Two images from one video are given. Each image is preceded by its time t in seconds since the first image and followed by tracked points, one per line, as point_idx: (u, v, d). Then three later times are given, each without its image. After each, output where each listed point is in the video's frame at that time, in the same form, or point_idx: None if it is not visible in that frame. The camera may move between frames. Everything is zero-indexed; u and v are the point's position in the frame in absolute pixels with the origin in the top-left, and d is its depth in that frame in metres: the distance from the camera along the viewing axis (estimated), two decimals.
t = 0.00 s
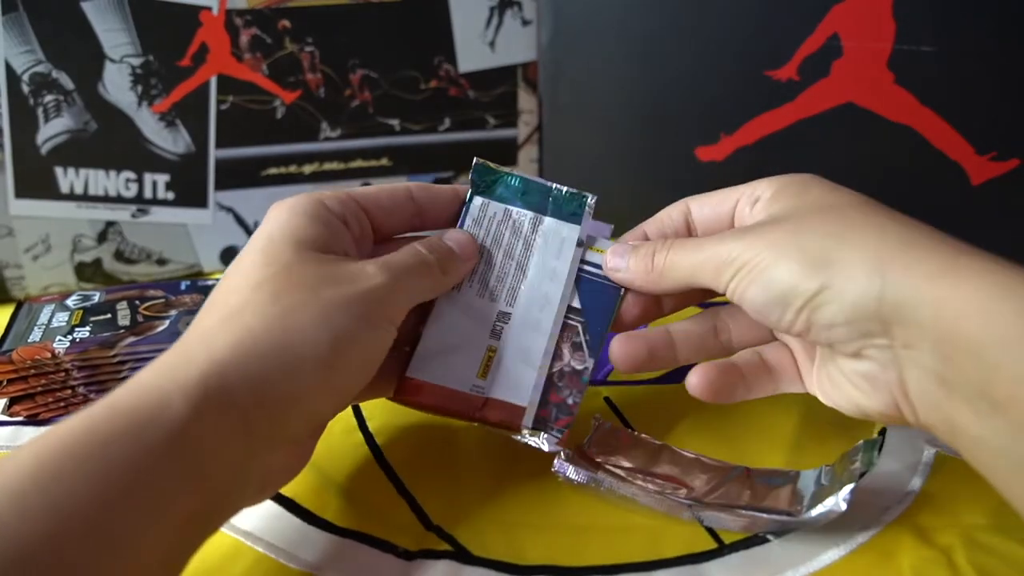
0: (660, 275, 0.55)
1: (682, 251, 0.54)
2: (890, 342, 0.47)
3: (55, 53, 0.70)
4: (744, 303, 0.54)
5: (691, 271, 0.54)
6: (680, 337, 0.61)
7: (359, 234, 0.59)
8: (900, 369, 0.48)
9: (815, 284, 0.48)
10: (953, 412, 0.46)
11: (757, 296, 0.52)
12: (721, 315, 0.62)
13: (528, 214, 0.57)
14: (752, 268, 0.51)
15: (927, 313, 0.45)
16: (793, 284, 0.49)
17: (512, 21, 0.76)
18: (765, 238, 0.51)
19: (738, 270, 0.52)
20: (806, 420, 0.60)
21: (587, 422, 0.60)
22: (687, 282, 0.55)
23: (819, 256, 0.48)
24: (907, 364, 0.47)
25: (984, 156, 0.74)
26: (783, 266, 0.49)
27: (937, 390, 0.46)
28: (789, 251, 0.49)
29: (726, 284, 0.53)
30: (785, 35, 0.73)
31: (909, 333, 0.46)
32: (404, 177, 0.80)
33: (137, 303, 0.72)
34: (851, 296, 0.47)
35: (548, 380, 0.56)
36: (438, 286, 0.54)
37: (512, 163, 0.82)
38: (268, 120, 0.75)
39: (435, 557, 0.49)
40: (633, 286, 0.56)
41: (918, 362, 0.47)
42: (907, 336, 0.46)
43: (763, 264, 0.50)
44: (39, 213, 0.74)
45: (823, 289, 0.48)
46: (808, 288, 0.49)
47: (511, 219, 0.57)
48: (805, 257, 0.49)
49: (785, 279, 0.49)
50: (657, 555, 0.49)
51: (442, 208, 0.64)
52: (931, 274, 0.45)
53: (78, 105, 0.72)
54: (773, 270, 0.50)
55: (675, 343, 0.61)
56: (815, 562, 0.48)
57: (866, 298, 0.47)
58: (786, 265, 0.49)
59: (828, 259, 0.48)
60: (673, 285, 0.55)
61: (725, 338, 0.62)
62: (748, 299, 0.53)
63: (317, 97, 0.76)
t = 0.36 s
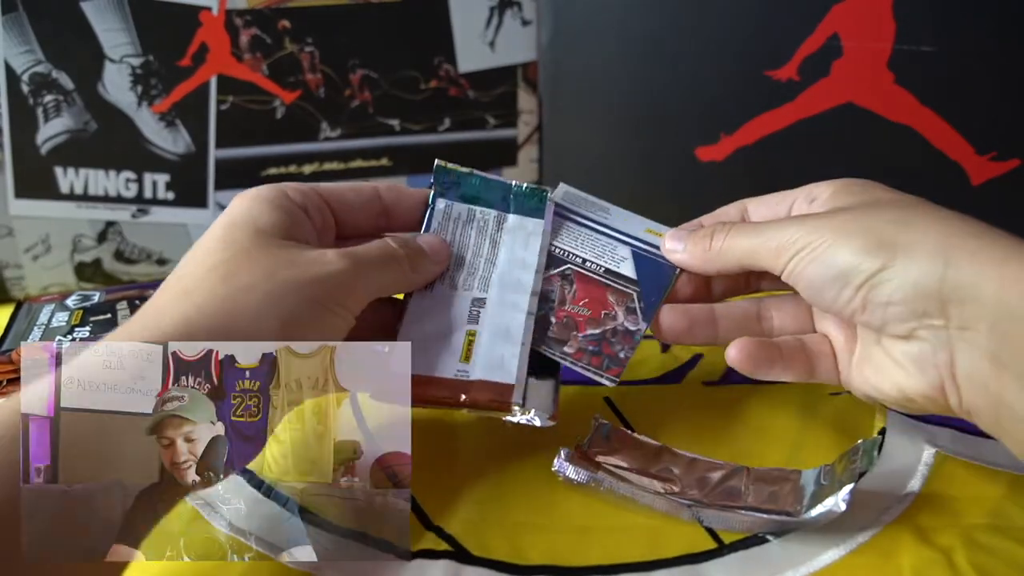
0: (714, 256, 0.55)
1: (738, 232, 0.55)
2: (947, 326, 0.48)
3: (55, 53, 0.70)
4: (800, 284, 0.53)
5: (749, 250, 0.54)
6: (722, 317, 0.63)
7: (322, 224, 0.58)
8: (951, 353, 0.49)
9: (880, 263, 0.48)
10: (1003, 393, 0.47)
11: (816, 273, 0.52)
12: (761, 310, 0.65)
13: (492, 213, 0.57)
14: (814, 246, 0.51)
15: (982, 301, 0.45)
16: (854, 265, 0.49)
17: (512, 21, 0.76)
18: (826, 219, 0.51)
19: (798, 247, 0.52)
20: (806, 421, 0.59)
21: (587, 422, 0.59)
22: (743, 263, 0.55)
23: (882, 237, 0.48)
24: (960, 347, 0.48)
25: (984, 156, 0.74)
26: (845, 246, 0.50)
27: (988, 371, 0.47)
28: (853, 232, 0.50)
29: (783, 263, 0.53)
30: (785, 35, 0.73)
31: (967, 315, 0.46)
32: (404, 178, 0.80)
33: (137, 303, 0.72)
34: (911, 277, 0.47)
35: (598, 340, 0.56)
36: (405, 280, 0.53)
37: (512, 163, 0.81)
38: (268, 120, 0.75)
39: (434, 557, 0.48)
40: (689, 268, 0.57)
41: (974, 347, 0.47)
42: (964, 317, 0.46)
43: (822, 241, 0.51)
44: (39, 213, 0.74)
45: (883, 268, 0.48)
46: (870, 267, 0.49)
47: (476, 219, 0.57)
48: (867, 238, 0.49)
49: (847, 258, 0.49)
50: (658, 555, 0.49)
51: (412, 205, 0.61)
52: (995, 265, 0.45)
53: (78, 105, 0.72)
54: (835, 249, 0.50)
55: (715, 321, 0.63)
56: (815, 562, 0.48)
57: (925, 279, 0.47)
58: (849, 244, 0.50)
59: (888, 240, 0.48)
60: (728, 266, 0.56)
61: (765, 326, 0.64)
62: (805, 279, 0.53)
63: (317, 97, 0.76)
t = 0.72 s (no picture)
0: (722, 263, 0.63)
1: (751, 240, 0.61)
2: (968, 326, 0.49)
3: (55, 53, 0.70)
4: (813, 291, 0.57)
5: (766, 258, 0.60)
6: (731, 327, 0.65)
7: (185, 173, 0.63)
8: (966, 351, 0.49)
9: (892, 263, 0.51)
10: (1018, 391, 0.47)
11: (830, 278, 0.55)
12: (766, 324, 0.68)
13: (336, 190, 0.68)
14: (826, 251, 0.55)
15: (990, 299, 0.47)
16: (866, 269, 0.52)
17: (512, 21, 0.76)
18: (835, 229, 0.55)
19: (808, 254, 0.56)
20: (806, 420, 0.59)
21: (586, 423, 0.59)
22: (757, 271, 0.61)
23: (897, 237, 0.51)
24: (974, 346, 0.49)
25: (984, 156, 0.74)
26: (856, 249, 0.53)
27: (1001, 369, 0.48)
28: (864, 237, 0.53)
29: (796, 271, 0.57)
30: (785, 35, 0.73)
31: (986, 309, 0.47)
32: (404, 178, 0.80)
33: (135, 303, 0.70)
34: (926, 273, 0.49)
35: (620, 327, 0.60)
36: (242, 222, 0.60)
37: (512, 163, 0.82)
38: (269, 120, 0.76)
39: (433, 555, 0.48)
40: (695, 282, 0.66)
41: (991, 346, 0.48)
42: (981, 312, 0.47)
43: (834, 247, 0.54)
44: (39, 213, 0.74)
45: (897, 267, 0.51)
46: (884, 268, 0.51)
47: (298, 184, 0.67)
48: (879, 241, 0.52)
49: (860, 260, 0.53)
50: (658, 553, 0.48)
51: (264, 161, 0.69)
52: (1014, 262, 0.46)
53: (78, 105, 0.72)
54: (847, 253, 0.53)
55: (720, 328, 0.65)
56: (815, 560, 0.48)
57: (942, 275, 0.49)
58: (860, 248, 0.53)
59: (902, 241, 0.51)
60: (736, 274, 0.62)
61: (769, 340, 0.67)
62: (816, 284, 0.57)
63: (317, 97, 0.76)
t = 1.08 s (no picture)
0: (733, 281, 0.63)
1: (762, 257, 0.62)
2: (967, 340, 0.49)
3: (55, 53, 0.70)
4: (819, 307, 0.58)
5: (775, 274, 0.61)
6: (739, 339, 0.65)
7: None
8: (964, 365, 0.50)
9: (896, 278, 0.52)
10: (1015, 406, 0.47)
11: (836, 293, 0.56)
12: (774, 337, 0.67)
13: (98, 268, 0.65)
14: (833, 266, 0.56)
15: (989, 312, 0.48)
16: (872, 283, 0.54)
17: (512, 21, 0.77)
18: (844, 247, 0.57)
19: (816, 269, 0.57)
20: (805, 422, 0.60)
21: (586, 423, 0.59)
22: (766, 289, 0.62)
23: (903, 254, 0.52)
24: (972, 360, 0.49)
25: (983, 156, 0.74)
26: (862, 264, 0.54)
27: (998, 381, 0.48)
28: (871, 254, 0.54)
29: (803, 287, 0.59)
30: (785, 35, 0.73)
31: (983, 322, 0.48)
32: (404, 177, 0.80)
33: (137, 302, 0.70)
34: (929, 289, 0.51)
35: (644, 319, 0.59)
36: None
37: (513, 163, 0.83)
38: (269, 120, 0.76)
39: (434, 554, 0.48)
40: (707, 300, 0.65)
41: (989, 359, 0.48)
42: (980, 325, 0.48)
43: (840, 263, 0.56)
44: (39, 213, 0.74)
45: (900, 282, 0.52)
46: (889, 283, 0.53)
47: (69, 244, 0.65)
48: (886, 257, 0.53)
49: (865, 274, 0.54)
50: (657, 554, 0.48)
51: None
52: (1012, 279, 0.47)
53: (78, 105, 0.72)
54: (853, 268, 0.55)
55: (731, 340, 0.65)
56: (814, 561, 0.48)
57: (944, 289, 0.50)
58: (867, 264, 0.54)
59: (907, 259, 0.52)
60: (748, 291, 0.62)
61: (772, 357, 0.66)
62: (823, 300, 0.58)
63: (317, 97, 0.76)
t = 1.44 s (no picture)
0: (737, 287, 0.63)
1: (765, 263, 0.62)
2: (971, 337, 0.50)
3: (55, 53, 0.70)
4: (822, 310, 0.59)
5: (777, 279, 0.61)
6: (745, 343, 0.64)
7: None
8: (970, 361, 0.50)
9: (902, 279, 0.53)
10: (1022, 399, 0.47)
11: (840, 295, 0.57)
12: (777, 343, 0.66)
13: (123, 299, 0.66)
14: (838, 268, 0.57)
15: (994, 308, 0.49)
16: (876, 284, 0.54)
17: (512, 21, 0.78)
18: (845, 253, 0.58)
19: (821, 271, 0.58)
20: (806, 422, 0.60)
21: (585, 423, 0.59)
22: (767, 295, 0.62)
23: (908, 255, 0.53)
24: (978, 356, 0.49)
25: (983, 156, 0.74)
26: (867, 266, 0.55)
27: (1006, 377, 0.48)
28: (876, 256, 0.55)
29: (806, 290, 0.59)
30: (785, 35, 0.73)
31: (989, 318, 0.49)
32: (403, 177, 0.80)
33: (137, 302, 0.71)
34: (936, 288, 0.51)
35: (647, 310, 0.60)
36: None
37: (513, 163, 0.83)
38: (269, 121, 0.76)
39: (434, 553, 0.48)
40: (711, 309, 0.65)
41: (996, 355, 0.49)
42: (986, 322, 0.49)
43: (845, 265, 0.56)
44: (40, 213, 0.74)
45: (906, 282, 0.53)
46: (894, 284, 0.53)
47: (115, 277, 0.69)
48: (892, 258, 0.54)
49: (871, 276, 0.54)
50: (657, 554, 0.48)
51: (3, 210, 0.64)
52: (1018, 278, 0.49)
53: (78, 105, 0.71)
54: (858, 270, 0.55)
55: (735, 344, 0.64)
56: (813, 560, 0.48)
57: (951, 288, 0.51)
58: (872, 266, 0.55)
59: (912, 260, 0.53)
60: (751, 296, 0.62)
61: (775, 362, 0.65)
62: (829, 303, 0.58)
63: (317, 97, 0.76)
